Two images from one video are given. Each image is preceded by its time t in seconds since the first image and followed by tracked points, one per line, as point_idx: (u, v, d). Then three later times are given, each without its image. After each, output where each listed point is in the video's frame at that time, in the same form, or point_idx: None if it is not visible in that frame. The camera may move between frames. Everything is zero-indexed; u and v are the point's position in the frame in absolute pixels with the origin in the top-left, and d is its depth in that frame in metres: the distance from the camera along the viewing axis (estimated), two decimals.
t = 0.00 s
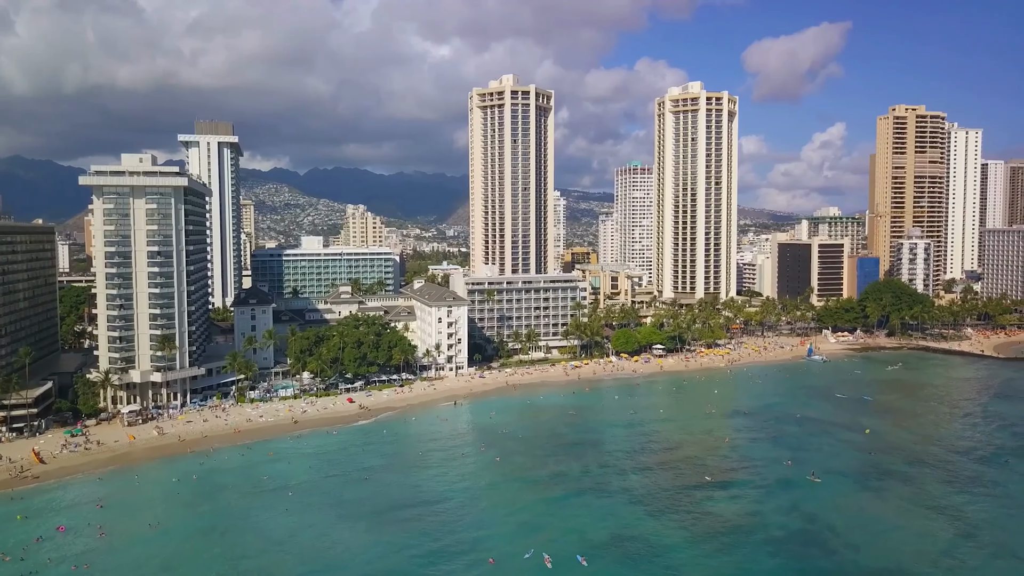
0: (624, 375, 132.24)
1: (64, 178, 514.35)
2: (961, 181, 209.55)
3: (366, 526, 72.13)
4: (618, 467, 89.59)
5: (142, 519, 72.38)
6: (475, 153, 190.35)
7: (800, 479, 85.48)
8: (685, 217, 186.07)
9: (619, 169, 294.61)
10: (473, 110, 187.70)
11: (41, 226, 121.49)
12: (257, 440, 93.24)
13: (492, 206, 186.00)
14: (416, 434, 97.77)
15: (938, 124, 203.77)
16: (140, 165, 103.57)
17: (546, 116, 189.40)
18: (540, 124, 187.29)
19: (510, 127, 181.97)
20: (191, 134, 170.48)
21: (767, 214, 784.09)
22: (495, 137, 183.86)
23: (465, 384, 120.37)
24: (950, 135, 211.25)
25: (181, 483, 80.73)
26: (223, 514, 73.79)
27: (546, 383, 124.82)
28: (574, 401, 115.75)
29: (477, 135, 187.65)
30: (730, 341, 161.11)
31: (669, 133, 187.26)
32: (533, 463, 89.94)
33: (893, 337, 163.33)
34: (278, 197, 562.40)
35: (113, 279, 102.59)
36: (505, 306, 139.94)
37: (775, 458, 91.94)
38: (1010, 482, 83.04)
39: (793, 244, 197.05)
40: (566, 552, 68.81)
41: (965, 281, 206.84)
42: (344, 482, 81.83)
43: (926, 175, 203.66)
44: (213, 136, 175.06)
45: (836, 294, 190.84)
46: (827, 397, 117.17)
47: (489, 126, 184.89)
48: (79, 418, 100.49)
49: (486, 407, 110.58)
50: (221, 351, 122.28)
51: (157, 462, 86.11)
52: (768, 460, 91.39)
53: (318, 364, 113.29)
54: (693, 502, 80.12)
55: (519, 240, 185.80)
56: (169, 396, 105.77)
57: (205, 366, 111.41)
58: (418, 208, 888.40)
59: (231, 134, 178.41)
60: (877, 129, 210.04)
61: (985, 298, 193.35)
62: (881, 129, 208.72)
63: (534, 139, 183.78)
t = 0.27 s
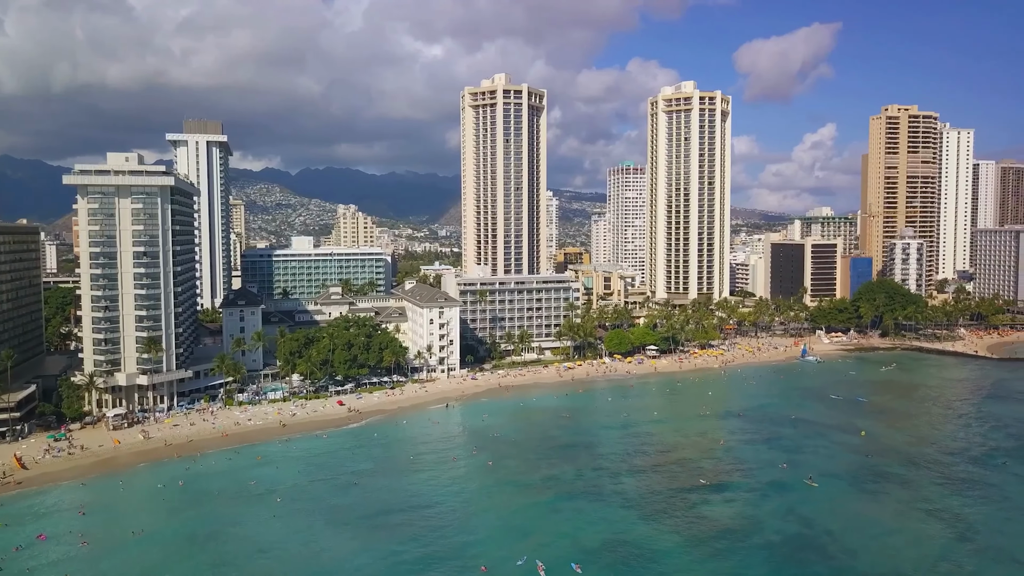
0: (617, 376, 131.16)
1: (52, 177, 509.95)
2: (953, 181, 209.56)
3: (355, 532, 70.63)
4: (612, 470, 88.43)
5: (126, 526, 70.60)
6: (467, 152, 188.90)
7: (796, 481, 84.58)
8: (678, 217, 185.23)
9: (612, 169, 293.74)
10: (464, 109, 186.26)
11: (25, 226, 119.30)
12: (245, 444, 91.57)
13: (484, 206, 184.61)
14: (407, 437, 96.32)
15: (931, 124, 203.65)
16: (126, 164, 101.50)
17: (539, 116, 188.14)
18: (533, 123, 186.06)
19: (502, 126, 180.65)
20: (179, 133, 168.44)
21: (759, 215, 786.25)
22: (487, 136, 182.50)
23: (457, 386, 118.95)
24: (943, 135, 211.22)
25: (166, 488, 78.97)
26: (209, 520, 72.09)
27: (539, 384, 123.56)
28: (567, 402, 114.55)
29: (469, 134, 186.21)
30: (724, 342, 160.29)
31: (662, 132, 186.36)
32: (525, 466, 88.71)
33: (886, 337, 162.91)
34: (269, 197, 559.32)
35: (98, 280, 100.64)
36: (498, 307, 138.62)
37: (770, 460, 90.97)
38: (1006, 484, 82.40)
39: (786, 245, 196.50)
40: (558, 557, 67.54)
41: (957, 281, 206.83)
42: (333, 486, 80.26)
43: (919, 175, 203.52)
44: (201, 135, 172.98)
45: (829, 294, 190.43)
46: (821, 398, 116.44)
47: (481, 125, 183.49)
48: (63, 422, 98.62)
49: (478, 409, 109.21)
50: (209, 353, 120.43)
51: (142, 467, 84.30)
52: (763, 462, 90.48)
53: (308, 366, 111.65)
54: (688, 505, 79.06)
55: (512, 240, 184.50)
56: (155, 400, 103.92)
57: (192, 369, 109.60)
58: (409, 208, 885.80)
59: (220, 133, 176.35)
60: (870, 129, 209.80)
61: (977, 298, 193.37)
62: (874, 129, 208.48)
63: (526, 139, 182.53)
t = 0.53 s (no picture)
0: (612, 377, 130.20)
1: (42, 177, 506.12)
2: (946, 181, 209.60)
3: (346, 537, 69.39)
4: (606, 472, 87.44)
5: (112, 532, 69.12)
6: (460, 152, 187.67)
7: (792, 483, 83.78)
8: (672, 217, 184.52)
9: (606, 169, 292.96)
10: (458, 108, 185.03)
11: (11, 226, 117.44)
12: (235, 448, 90.15)
13: (477, 206, 183.44)
14: (399, 440, 95.10)
15: (925, 124, 203.58)
16: (113, 163, 100.02)
17: (532, 115, 187.08)
18: (526, 122, 185.02)
19: (496, 125, 179.54)
20: (169, 133, 166.66)
21: (752, 215, 787.78)
22: (481, 136, 181.36)
23: (450, 388, 117.76)
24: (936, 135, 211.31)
25: (153, 493, 77.49)
26: (196, 526, 70.69)
27: (532, 385, 122.51)
28: (561, 404, 113.53)
29: (463, 133, 185.02)
30: (718, 342, 159.62)
31: (656, 132, 185.60)
32: (519, 469, 87.67)
33: (880, 338, 162.61)
34: (261, 197, 556.70)
35: (85, 281, 99.04)
36: (491, 307, 137.51)
37: (766, 462, 90.16)
38: (1003, 485, 81.81)
39: (780, 245, 196.01)
40: (553, 561, 66.50)
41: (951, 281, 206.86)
42: (324, 491, 78.96)
43: (913, 175, 203.45)
44: (192, 134, 171.17)
45: (824, 294, 190.07)
46: (817, 399, 115.78)
47: (474, 124, 182.30)
48: (49, 426, 97.04)
49: (471, 411, 108.07)
50: (199, 355, 118.93)
51: (129, 472, 82.78)
52: (759, 464, 89.68)
53: (299, 368, 110.30)
54: (683, 507, 78.17)
55: (505, 240, 183.41)
56: (143, 402, 102.36)
57: (181, 371, 108.07)
58: (402, 208, 883.77)
59: (211, 132, 174.54)
60: (864, 129, 209.61)
61: (971, 298, 193.36)
62: (867, 129, 208.27)
63: (520, 138, 181.46)
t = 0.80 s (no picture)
0: (606, 379, 129.22)
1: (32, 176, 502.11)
2: (940, 181, 209.58)
3: (337, 543, 68.01)
4: (602, 475, 86.34)
5: (97, 539, 67.56)
6: (453, 151, 186.38)
7: (789, 485, 82.93)
8: (666, 217, 183.75)
9: (599, 169, 291.99)
10: (450, 107, 183.74)
11: None
12: (224, 452, 88.65)
13: (471, 206, 182.24)
14: (392, 443, 93.81)
15: (918, 124, 203.47)
16: (101, 162, 98.56)
17: (526, 114, 185.87)
18: (520, 122, 183.86)
19: (489, 125, 178.34)
20: (159, 132, 164.76)
21: (745, 215, 790.32)
22: (474, 135, 180.11)
23: (443, 389, 116.49)
24: (930, 135, 211.22)
25: (140, 499, 75.89)
26: (184, 532, 69.20)
27: (526, 387, 121.36)
28: (556, 406, 112.45)
29: (456, 133, 183.73)
30: (713, 343, 158.88)
31: (650, 132, 184.69)
32: (513, 472, 86.52)
33: (875, 338, 162.22)
34: (254, 197, 553.82)
35: (72, 282, 97.35)
36: (485, 308, 136.34)
37: (762, 464, 89.26)
38: (1001, 488, 81.07)
39: (774, 244, 195.48)
40: (547, 566, 65.33)
41: (944, 281, 206.82)
42: (314, 495, 77.58)
43: (907, 175, 203.43)
44: (182, 133, 169.27)
45: (818, 294, 189.64)
46: (812, 400, 115.05)
47: (467, 124, 181.09)
48: (35, 429, 95.40)
49: (465, 413, 106.87)
50: (188, 356, 117.32)
51: (116, 477, 81.15)
52: (756, 466, 88.80)
53: (290, 370, 108.92)
54: (680, 510, 77.14)
55: (499, 240, 182.25)
56: (132, 405, 100.75)
57: (170, 373, 106.44)
58: (396, 208, 881.62)
59: (201, 131, 172.64)
60: (857, 129, 209.40)
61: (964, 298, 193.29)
62: (861, 129, 208.09)
63: (513, 137, 180.32)
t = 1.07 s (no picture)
0: (600, 380, 128.10)
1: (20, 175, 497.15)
2: (933, 181, 209.55)
3: (326, 550, 66.51)
4: (597, 478, 85.12)
5: (79, 546, 65.83)
6: (445, 151, 184.98)
7: (785, 488, 81.96)
8: (660, 217, 182.85)
9: (592, 169, 290.94)
10: (443, 106, 182.29)
11: None
12: (212, 456, 86.94)
13: (463, 206, 180.82)
14: (383, 447, 92.34)
15: (911, 124, 203.37)
16: (85, 162, 96.66)
17: (519, 114, 184.54)
18: (513, 121, 182.53)
19: (482, 124, 177.00)
20: (147, 131, 162.67)
21: (736, 215, 791.63)
22: (466, 135, 178.71)
23: (435, 392, 115.00)
24: (922, 135, 211.12)
25: (125, 505, 74.19)
26: (169, 539, 67.54)
27: (520, 389, 120.01)
28: (549, 408, 111.17)
29: (448, 132, 182.29)
30: (707, 344, 158.00)
31: (644, 131, 183.71)
32: (507, 475, 85.23)
33: (869, 338, 161.80)
34: (245, 197, 550.21)
35: (56, 284, 95.48)
36: (477, 309, 134.96)
37: (758, 467, 88.27)
38: (999, 490, 80.31)
39: (767, 245, 194.88)
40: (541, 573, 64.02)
41: (937, 281, 206.73)
42: (303, 501, 76.04)
43: (899, 175, 203.31)
44: (170, 132, 167.11)
45: (811, 295, 189.15)
46: (807, 401, 114.19)
47: (459, 123, 179.67)
48: (18, 434, 93.51)
49: (457, 415, 105.48)
50: (176, 359, 115.44)
51: (100, 482, 79.40)
52: (752, 468, 87.80)
53: (279, 372, 107.21)
54: (676, 514, 76.00)
55: (491, 241, 180.93)
56: (117, 409, 98.92)
57: (157, 376, 104.61)
58: (388, 208, 878.87)
59: (190, 130, 170.55)
60: (850, 129, 209.16)
61: (957, 299, 193.17)
62: (854, 129, 207.86)
63: (506, 137, 179.05)
